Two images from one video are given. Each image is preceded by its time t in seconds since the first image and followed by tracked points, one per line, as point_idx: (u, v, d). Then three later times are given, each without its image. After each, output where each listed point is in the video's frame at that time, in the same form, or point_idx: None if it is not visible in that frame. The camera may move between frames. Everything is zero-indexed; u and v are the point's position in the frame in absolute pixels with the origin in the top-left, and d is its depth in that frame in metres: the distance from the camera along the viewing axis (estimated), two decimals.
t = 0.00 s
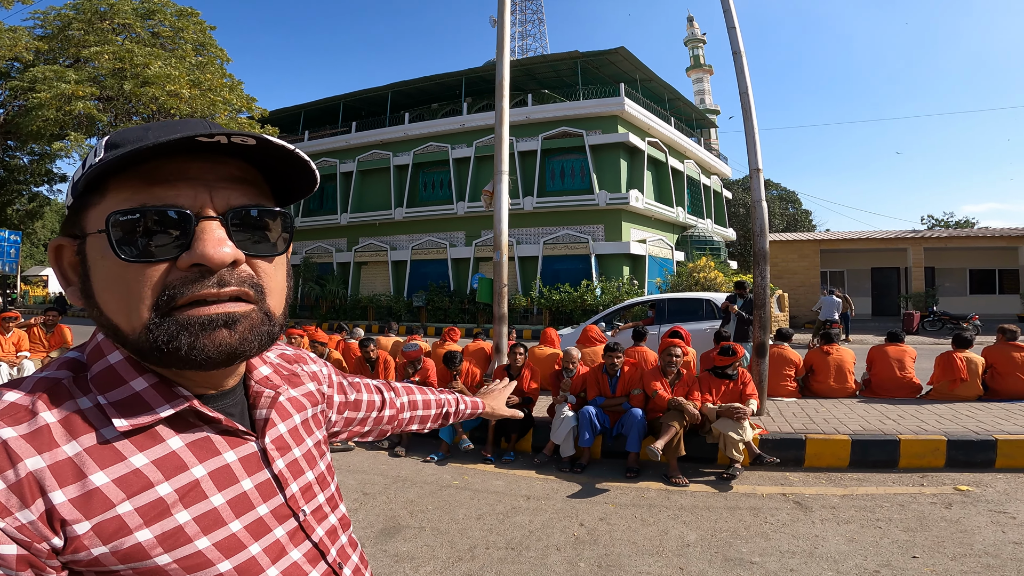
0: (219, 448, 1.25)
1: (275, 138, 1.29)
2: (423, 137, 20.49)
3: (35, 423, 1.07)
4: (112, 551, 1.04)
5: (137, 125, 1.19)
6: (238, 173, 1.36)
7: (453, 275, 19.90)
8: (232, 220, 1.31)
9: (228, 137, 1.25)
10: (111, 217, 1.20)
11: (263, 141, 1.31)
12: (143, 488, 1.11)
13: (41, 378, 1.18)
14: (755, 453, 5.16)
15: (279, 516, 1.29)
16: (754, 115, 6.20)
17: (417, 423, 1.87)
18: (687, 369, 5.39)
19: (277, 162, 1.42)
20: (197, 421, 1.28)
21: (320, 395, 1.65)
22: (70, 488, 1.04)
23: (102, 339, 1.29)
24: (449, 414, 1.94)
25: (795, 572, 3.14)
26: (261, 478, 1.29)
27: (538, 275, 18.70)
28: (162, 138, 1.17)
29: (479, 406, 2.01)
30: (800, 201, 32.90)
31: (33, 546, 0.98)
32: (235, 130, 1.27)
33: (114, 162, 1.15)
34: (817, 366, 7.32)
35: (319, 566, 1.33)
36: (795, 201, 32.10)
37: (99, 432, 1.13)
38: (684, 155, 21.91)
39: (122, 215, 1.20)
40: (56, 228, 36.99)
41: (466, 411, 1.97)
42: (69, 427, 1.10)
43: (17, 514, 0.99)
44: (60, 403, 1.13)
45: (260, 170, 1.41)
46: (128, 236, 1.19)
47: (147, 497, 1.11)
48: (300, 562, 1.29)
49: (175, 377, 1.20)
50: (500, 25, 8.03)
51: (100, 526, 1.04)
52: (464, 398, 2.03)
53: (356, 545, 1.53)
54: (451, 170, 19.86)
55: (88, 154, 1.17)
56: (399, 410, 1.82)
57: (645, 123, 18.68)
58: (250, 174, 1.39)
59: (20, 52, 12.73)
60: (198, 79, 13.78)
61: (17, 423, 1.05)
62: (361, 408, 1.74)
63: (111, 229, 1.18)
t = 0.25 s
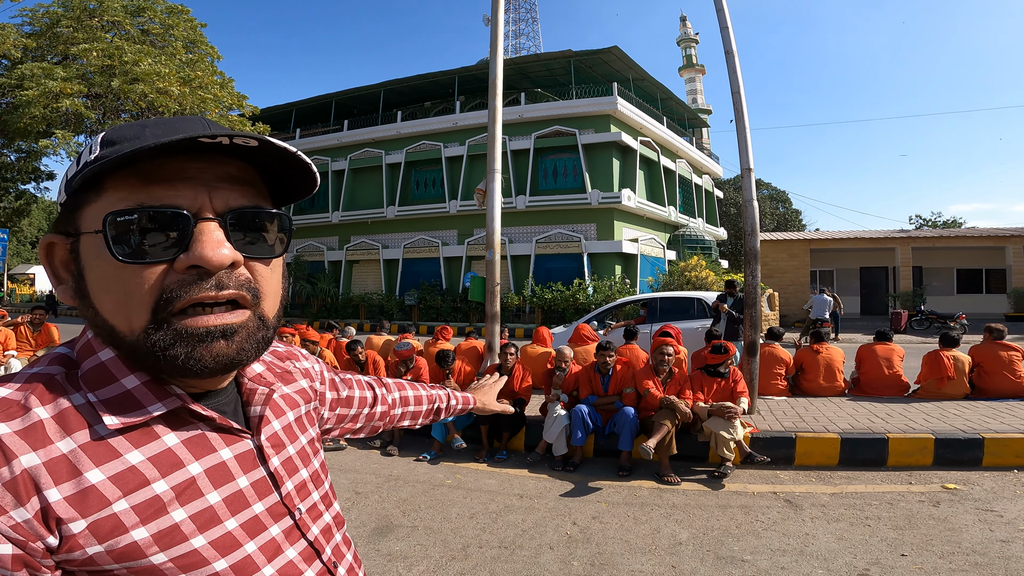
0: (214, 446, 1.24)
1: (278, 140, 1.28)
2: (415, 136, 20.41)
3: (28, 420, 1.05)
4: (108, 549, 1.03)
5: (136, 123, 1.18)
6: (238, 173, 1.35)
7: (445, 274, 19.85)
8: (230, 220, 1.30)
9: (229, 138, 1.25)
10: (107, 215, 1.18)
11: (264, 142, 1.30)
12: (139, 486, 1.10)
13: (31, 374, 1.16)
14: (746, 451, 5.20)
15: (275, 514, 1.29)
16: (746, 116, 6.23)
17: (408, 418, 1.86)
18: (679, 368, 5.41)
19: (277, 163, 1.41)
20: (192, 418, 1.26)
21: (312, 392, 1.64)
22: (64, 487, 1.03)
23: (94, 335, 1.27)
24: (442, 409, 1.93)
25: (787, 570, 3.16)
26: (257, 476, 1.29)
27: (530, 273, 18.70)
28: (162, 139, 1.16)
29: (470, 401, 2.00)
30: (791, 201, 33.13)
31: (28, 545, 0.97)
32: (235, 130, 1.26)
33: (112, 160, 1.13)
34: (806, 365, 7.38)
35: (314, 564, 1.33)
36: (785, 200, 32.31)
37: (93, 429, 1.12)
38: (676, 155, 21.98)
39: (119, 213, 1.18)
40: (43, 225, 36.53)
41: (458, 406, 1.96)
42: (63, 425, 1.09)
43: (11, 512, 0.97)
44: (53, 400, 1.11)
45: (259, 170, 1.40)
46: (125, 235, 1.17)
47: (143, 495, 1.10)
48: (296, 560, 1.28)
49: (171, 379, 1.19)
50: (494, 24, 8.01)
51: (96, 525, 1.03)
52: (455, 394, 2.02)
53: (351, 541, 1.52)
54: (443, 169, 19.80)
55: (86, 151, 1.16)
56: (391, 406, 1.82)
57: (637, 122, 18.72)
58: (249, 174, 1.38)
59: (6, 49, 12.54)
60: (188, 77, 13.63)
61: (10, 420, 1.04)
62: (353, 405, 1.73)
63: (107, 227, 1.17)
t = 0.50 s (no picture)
0: (203, 453, 1.23)
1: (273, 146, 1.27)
2: (406, 139, 20.36)
3: (12, 428, 1.03)
4: (96, 558, 1.02)
5: (129, 125, 1.16)
6: (232, 178, 1.34)
7: (435, 277, 19.81)
8: (223, 226, 1.29)
9: (223, 142, 1.24)
10: (96, 220, 1.16)
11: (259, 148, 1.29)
12: (127, 494, 1.09)
13: (15, 381, 1.14)
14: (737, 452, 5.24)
15: (265, 520, 1.27)
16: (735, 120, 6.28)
17: (395, 425, 1.85)
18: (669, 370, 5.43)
19: (272, 168, 1.40)
20: (179, 425, 1.25)
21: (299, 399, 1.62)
22: (51, 495, 1.01)
23: (79, 342, 1.25)
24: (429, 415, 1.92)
25: (778, 571, 3.19)
26: (246, 483, 1.27)
27: (521, 277, 18.72)
28: (154, 142, 1.14)
29: (458, 406, 2.00)
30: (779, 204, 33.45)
31: (17, 554, 0.96)
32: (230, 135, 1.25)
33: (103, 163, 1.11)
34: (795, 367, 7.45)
35: (305, 570, 1.31)
36: (773, 204, 32.62)
37: (78, 437, 1.10)
38: (665, 158, 22.12)
39: (108, 218, 1.17)
40: (27, 229, 36.04)
41: (445, 412, 1.96)
42: (48, 433, 1.07)
43: None
44: (36, 408, 1.10)
45: (252, 176, 1.39)
46: (114, 239, 1.16)
47: (131, 503, 1.08)
48: (287, 566, 1.27)
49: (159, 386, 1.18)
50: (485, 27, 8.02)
51: (84, 533, 1.02)
52: (443, 400, 2.01)
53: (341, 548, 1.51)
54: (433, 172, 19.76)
55: (76, 154, 1.14)
56: (379, 412, 1.81)
57: (626, 125, 18.81)
58: (242, 180, 1.37)
59: None
60: (176, 79, 13.51)
61: None
62: (340, 411, 1.71)
63: (96, 232, 1.15)
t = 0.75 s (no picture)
0: (198, 452, 1.22)
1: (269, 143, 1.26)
2: (402, 137, 20.31)
3: (4, 428, 1.03)
4: (91, 557, 1.01)
5: (122, 122, 1.15)
6: (227, 176, 1.32)
7: (432, 275, 19.78)
8: (218, 224, 1.28)
9: (219, 140, 1.23)
10: (89, 218, 1.16)
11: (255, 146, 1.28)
12: (122, 493, 1.08)
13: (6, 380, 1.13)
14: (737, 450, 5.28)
15: (262, 520, 1.27)
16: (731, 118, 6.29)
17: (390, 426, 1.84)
18: (665, 368, 5.43)
19: (268, 166, 1.39)
20: (173, 424, 1.24)
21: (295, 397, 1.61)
22: (45, 495, 1.00)
23: (71, 340, 1.24)
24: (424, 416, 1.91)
25: (774, 569, 3.20)
26: (242, 482, 1.27)
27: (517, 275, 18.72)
28: (148, 140, 1.14)
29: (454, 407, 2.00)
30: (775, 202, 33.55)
31: (12, 556, 0.95)
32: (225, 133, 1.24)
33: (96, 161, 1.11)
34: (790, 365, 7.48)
35: (302, 569, 1.31)
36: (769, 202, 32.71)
37: (70, 437, 1.09)
38: (661, 157, 22.13)
39: (101, 215, 1.16)
40: (21, 227, 35.83)
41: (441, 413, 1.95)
42: (41, 432, 1.06)
43: None
44: (28, 407, 1.09)
45: (247, 173, 1.38)
46: (106, 237, 1.15)
47: (126, 502, 1.08)
48: (284, 565, 1.27)
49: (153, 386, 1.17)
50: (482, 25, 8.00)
51: (79, 533, 1.01)
52: (438, 400, 2.01)
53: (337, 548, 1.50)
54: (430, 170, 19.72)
55: (68, 151, 1.13)
56: (374, 412, 1.80)
57: (623, 124, 18.80)
58: (238, 177, 1.36)
59: None
60: (170, 77, 13.43)
61: None
62: (335, 411, 1.71)
63: (88, 229, 1.14)
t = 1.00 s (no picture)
0: (190, 455, 1.21)
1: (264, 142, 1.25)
2: (395, 136, 20.25)
3: None
4: (82, 561, 1.00)
5: (115, 119, 1.14)
6: (221, 175, 1.32)
7: (425, 275, 19.73)
8: (211, 224, 1.27)
9: (214, 139, 1.22)
10: (80, 216, 1.14)
11: (249, 144, 1.27)
12: (113, 496, 1.07)
13: None
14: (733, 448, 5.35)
15: (256, 522, 1.26)
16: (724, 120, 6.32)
17: (383, 425, 1.83)
18: (658, 368, 5.45)
19: (263, 165, 1.39)
20: (165, 427, 1.23)
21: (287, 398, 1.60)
22: (35, 498, 0.99)
23: (61, 340, 1.22)
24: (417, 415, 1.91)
25: (767, 568, 3.22)
26: (235, 484, 1.26)
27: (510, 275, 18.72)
28: (141, 138, 1.13)
29: (448, 405, 2.00)
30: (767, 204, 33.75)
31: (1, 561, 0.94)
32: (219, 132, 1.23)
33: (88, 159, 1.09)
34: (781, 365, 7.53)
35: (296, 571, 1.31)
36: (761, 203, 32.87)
37: (59, 440, 1.08)
38: (654, 157, 22.21)
39: (92, 214, 1.15)
40: (9, 226, 35.43)
41: (434, 411, 1.95)
42: (32, 434, 1.05)
43: None
44: (17, 409, 1.07)
45: (241, 171, 1.37)
46: (97, 236, 1.13)
47: (117, 505, 1.07)
48: (278, 567, 1.26)
49: (146, 387, 1.16)
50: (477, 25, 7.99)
51: (69, 537, 1.00)
52: (431, 399, 2.00)
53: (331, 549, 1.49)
54: (423, 170, 19.67)
55: (59, 149, 1.12)
56: (368, 412, 1.79)
57: (616, 124, 18.84)
58: (232, 176, 1.35)
59: None
60: (162, 76, 13.30)
61: None
62: (328, 410, 1.70)
63: (78, 228, 1.13)
